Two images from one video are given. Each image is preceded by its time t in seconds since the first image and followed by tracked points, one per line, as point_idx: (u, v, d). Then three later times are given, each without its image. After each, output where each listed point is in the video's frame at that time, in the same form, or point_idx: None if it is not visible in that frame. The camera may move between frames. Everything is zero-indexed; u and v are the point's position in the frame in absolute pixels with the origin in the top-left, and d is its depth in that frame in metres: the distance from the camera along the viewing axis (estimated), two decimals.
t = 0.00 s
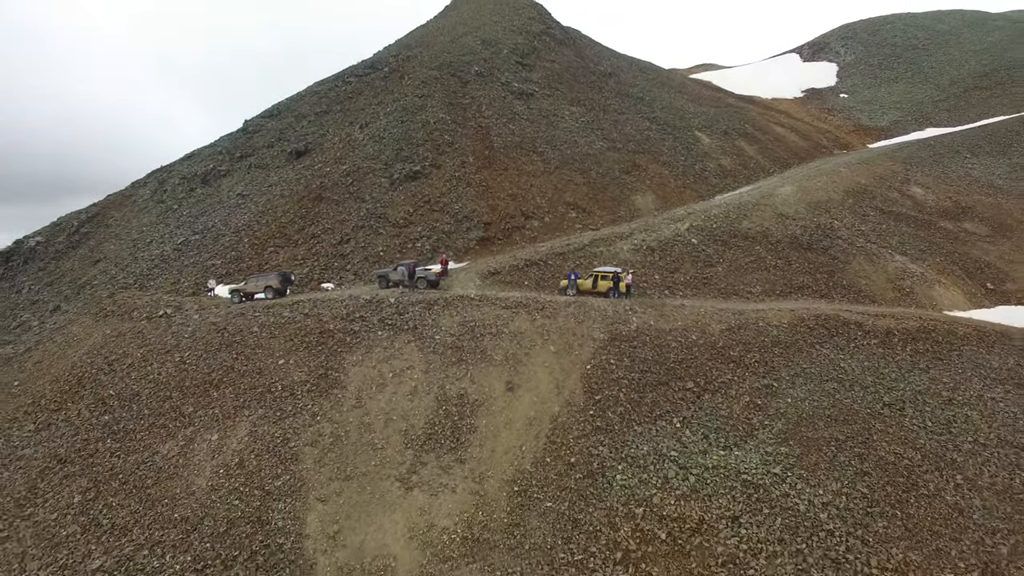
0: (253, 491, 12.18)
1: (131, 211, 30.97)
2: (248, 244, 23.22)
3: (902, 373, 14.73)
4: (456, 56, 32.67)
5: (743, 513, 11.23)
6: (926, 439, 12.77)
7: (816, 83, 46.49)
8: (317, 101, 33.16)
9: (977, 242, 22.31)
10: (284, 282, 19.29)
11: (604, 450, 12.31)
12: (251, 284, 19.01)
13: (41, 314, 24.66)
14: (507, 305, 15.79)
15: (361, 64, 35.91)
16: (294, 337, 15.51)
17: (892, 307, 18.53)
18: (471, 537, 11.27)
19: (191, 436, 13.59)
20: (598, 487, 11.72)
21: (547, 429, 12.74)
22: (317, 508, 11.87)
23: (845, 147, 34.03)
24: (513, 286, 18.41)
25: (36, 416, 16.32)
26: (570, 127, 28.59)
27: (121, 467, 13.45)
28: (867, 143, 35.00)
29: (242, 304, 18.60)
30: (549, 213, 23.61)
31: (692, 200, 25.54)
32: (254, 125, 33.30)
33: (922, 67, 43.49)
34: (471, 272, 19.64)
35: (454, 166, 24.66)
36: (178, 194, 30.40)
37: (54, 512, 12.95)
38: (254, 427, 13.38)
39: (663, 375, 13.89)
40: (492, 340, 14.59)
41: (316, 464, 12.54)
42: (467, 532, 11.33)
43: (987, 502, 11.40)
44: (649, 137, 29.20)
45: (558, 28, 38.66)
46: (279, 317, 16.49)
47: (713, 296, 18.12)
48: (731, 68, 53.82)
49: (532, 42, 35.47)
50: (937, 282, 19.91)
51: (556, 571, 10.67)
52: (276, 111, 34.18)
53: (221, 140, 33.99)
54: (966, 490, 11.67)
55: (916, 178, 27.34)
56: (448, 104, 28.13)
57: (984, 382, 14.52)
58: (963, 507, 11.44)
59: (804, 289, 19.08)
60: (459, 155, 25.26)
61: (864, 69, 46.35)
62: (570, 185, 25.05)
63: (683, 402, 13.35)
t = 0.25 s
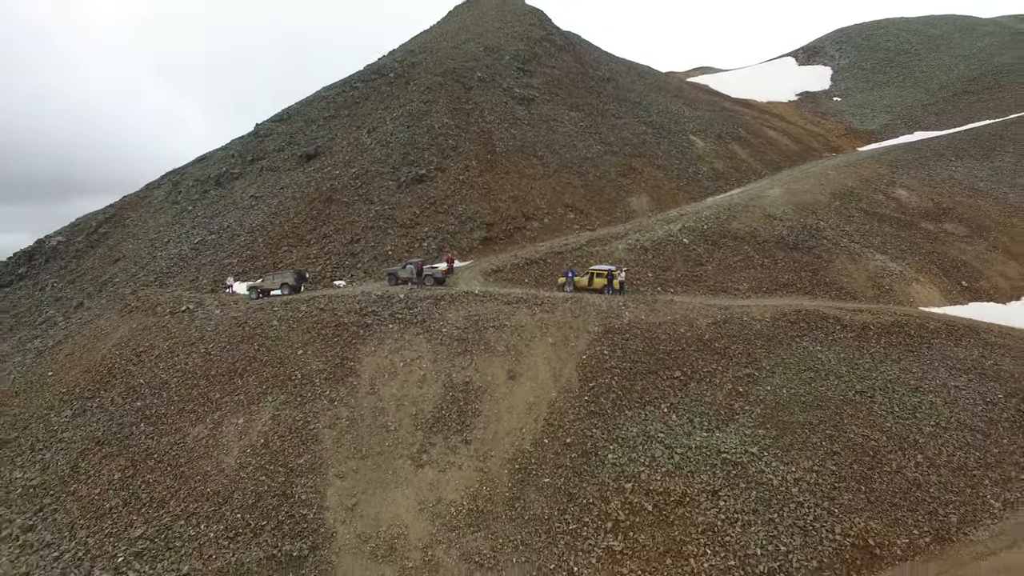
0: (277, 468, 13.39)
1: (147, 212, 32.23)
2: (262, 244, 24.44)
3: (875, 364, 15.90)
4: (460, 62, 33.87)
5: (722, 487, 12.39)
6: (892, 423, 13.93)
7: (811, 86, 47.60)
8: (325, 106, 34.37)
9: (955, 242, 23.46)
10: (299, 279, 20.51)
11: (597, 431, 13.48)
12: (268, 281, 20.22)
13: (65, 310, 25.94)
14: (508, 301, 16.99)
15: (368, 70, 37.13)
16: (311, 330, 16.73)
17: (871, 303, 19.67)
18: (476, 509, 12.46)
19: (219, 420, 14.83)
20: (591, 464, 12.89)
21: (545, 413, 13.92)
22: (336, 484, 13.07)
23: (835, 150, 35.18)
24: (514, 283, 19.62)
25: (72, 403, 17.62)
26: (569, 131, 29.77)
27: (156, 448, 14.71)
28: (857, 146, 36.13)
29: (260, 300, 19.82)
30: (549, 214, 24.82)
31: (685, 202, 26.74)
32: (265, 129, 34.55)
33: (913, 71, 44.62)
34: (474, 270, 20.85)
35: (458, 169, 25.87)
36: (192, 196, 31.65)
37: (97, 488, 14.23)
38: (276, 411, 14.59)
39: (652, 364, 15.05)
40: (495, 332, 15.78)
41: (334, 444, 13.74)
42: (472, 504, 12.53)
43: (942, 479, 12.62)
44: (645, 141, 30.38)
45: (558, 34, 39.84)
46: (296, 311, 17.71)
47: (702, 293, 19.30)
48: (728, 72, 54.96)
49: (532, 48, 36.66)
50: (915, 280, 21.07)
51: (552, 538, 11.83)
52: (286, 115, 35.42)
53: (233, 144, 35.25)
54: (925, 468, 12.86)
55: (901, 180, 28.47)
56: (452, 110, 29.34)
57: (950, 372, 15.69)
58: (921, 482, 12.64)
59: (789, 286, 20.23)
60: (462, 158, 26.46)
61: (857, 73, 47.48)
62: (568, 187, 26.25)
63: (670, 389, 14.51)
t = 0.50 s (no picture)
0: (300, 450, 14.63)
1: (163, 213, 33.54)
2: (277, 244, 25.71)
3: (852, 357, 17.08)
4: (464, 69, 35.10)
5: (705, 467, 13.58)
6: (864, 411, 15.13)
7: (806, 90, 48.71)
8: (334, 111, 35.63)
9: (936, 243, 24.63)
10: (314, 278, 21.78)
11: (592, 417, 14.68)
12: (284, 279, 21.47)
13: (89, 307, 27.27)
14: (511, 298, 18.21)
15: (375, 76, 38.40)
16: (327, 325, 17.98)
17: (853, 302, 20.83)
18: (481, 486, 13.69)
19: (244, 407, 16.08)
20: (586, 447, 14.09)
21: (544, 401, 15.13)
22: (353, 464, 14.29)
23: (827, 154, 36.34)
24: (516, 282, 20.86)
25: (104, 393, 18.93)
26: (570, 136, 30.99)
27: (186, 433, 15.99)
28: (849, 149, 37.28)
29: (278, 297, 21.07)
30: (549, 216, 26.05)
31: (680, 205, 27.96)
32: (276, 133, 35.84)
33: (905, 76, 45.75)
34: (479, 269, 22.09)
35: (463, 173, 27.11)
36: (207, 198, 32.94)
37: (133, 469, 15.52)
38: (297, 399, 15.84)
39: (644, 357, 16.24)
40: (499, 327, 17.02)
41: (351, 429, 14.97)
42: (478, 483, 13.75)
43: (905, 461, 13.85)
44: (642, 145, 31.58)
45: (559, 41, 41.04)
46: (313, 308, 18.96)
47: (693, 291, 20.50)
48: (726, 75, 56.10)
49: (534, 55, 37.87)
50: (896, 279, 22.24)
51: (550, 512, 13.04)
52: (296, 120, 36.70)
53: (245, 147, 36.54)
54: (891, 451, 14.08)
55: (888, 184, 29.63)
56: (457, 116, 30.57)
57: (921, 364, 16.88)
58: (887, 464, 13.87)
59: (776, 285, 21.39)
60: (467, 163, 27.69)
61: (851, 78, 48.62)
62: (568, 190, 27.47)
63: (660, 379, 15.69)
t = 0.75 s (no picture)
0: (318, 434, 15.89)
1: (178, 214, 34.85)
2: (290, 245, 27.00)
3: (831, 351, 18.28)
4: (468, 75, 36.35)
5: (691, 450, 14.78)
6: (840, 400, 16.34)
7: (801, 95, 49.88)
8: (342, 116, 36.90)
9: (917, 245, 25.85)
10: (327, 277, 23.05)
11: (587, 405, 15.90)
12: (299, 278, 22.75)
13: (111, 304, 28.61)
14: (513, 296, 19.46)
15: (381, 81, 39.68)
16: (341, 321, 19.24)
17: (837, 300, 22.01)
18: (485, 467, 14.94)
19: (266, 395, 17.35)
20: (582, 431, 15.32)
21: (544, 390, 16.36)
22: (368, 447, 15.53)
23: (819, 158, 37.54)
24: (518, 281, 22.13)
25: (133, 383, 20.24)
26: (569, 141, 32.23)
27: (213, 419, 17.27)
28: (840, 154, 38.47)
29: (293, 294, 22.36)
30: (550, 219, 27.31)
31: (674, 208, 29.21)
32: (286, 137, 37.16)
33: (897, 81, 46.93)
34: (483, 269, 23.35)
35: (467, 177, 28.37)
36: (220, 199, 34.25)
37: (164, 452, 16.81)
38: (315, 388, 17.09)
39: (637, 350, 17.46)
40: (502, 322, 18.26)
41: (365, 415, 16.22)
42: (483, 464, 14.99)
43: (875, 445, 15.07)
44: (639, 150, 32.82)
45: (560, 47, 42.28)
46: (327, 304, 20.24)
47: (685, 289, 21.73)
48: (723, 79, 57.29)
49: (536, 61, 39.10)
50: (878, 279, 23.45)
51: (548, 490, 14.28)
52: (306, 124, 38.00)
53: (256, 151, 37.87)
54: (862, 436, 15.32)
55: (875, 187, 30.81)
56: (462, 121, 31.83)
57: (895, 358, 18.09)
58: (858, 448, 15.11)
59: (764, 284, 22.58)
60: (471, 167, 28.95)
61: (845, 83, 49.80)
62: (568, 193, 28.71)
63: (652, 370, 16.90)
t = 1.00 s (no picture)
0: (334, 420, 17.17)
1: (191, 215, 36.15)
2: (301, 245, 28.27)
3: (811, 345, 19.57)
4: (470, 81, 37.61)
5: (678, 435, 16.06)
6: (817, 390, 17.62)
7: (795, 99, 51.14)
8: (349, 120, 38.18)
9: (899, 246, 27.13)
10: (338, 275, 24.34)
11: (583, 394, 17.18)
12: (311, 276, 24.02)
13: (129, 301, 29.93)
14: (514, 293, 20.75)
15: (386, 86, 40.94)
16: (353, 316, 20.52)
17: (820, 298, 23.29)
18: (488, 450, 16.22)
19: (284, 385, 18.63)
20: (578, 418, 16.59)
21: (542, 381, 17.64)
22: (380, 432, 16.80)
23: (809, 162, 38.80)
24: (519, 279, 23.40)
25: (157, 375, 21.55)
26: (568, 145, 33.51)
27: (234, 407, 18.56)
28: (830, 157, 39.73)
29: (306, 291, 23.62)
30: (549, 220, 28.61)
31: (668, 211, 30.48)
32: (294, 141, 38.44)
33: (888, 87, 48.19)
34: (485, 268, 24.63)
35: (470, 180, 29.65)
36: (232, 201, 35.54)
37: (190, 437, 18.12)
38: (330, 379, 18.37)
39: (629, 344, 18.74)
40: (503, 318, 19.54)
41: (377, 402, 17.50)
42: (486, 447, 16.28)
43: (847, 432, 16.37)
44: (636, 154, 34.11)
45: (560, 53, 43.55)
46: (340, 301, 21.52)
47: (676, 288, 22.99)
48: (719, 83, 58.53)
49: (536, 67, 40.36)
50: (860, 278, 24.71)
51: (546, 470, 15.55)
52: (313, 128, 39.28)
53: (265, 154, 39.16)
54: (835, 423, 16.62)
55: (861, 191, 32.08)
56: (465, 126, 33.11)
57: (871, 352, 19.36)
58: (832, 433, 16.39)
59: (751, 283, 23.86)
60: (474, 170, 30.23)
61: (838, 87, 51.05)
62: (566, 196, 29.99)
63: (643, 362, 18.17)
